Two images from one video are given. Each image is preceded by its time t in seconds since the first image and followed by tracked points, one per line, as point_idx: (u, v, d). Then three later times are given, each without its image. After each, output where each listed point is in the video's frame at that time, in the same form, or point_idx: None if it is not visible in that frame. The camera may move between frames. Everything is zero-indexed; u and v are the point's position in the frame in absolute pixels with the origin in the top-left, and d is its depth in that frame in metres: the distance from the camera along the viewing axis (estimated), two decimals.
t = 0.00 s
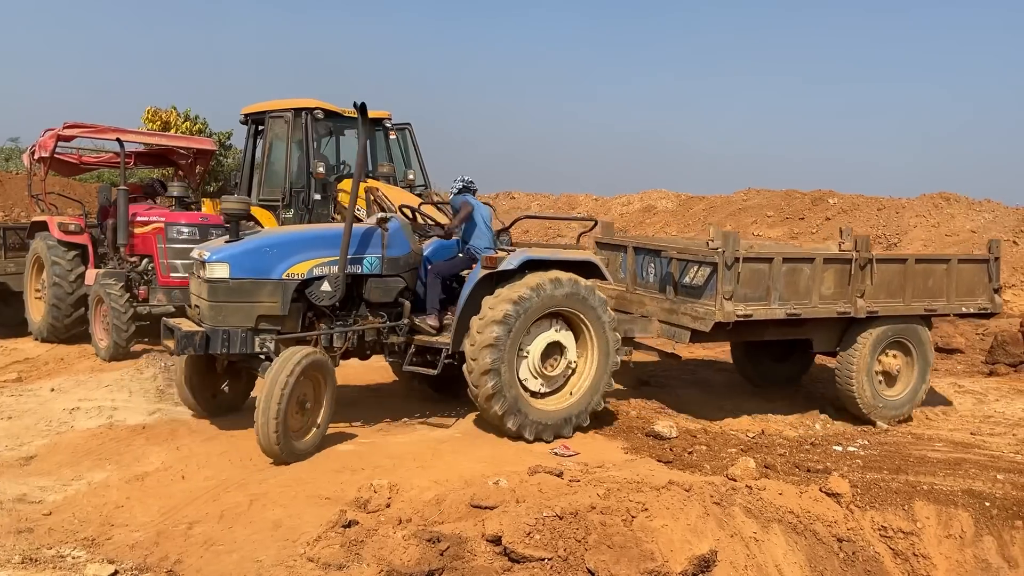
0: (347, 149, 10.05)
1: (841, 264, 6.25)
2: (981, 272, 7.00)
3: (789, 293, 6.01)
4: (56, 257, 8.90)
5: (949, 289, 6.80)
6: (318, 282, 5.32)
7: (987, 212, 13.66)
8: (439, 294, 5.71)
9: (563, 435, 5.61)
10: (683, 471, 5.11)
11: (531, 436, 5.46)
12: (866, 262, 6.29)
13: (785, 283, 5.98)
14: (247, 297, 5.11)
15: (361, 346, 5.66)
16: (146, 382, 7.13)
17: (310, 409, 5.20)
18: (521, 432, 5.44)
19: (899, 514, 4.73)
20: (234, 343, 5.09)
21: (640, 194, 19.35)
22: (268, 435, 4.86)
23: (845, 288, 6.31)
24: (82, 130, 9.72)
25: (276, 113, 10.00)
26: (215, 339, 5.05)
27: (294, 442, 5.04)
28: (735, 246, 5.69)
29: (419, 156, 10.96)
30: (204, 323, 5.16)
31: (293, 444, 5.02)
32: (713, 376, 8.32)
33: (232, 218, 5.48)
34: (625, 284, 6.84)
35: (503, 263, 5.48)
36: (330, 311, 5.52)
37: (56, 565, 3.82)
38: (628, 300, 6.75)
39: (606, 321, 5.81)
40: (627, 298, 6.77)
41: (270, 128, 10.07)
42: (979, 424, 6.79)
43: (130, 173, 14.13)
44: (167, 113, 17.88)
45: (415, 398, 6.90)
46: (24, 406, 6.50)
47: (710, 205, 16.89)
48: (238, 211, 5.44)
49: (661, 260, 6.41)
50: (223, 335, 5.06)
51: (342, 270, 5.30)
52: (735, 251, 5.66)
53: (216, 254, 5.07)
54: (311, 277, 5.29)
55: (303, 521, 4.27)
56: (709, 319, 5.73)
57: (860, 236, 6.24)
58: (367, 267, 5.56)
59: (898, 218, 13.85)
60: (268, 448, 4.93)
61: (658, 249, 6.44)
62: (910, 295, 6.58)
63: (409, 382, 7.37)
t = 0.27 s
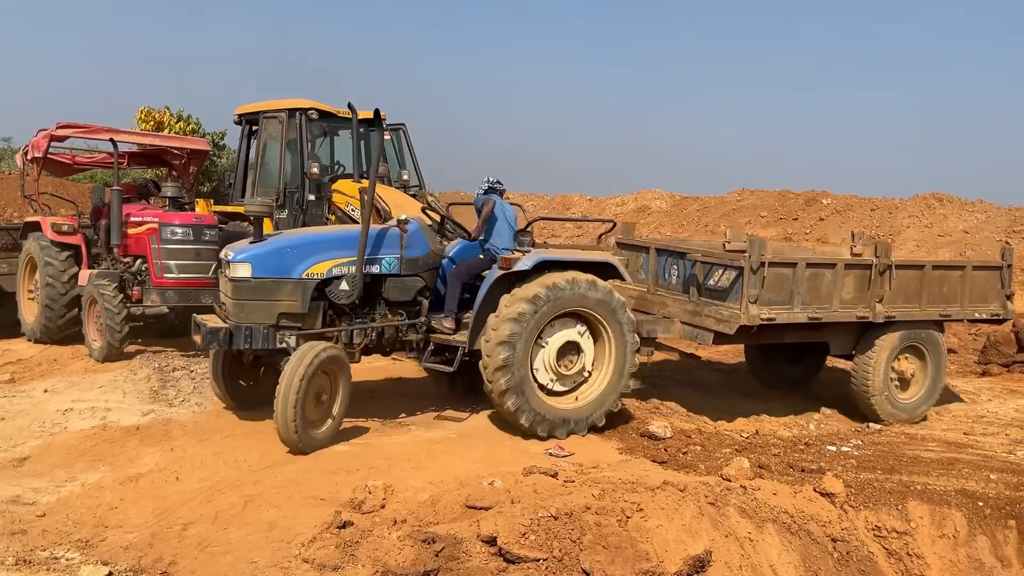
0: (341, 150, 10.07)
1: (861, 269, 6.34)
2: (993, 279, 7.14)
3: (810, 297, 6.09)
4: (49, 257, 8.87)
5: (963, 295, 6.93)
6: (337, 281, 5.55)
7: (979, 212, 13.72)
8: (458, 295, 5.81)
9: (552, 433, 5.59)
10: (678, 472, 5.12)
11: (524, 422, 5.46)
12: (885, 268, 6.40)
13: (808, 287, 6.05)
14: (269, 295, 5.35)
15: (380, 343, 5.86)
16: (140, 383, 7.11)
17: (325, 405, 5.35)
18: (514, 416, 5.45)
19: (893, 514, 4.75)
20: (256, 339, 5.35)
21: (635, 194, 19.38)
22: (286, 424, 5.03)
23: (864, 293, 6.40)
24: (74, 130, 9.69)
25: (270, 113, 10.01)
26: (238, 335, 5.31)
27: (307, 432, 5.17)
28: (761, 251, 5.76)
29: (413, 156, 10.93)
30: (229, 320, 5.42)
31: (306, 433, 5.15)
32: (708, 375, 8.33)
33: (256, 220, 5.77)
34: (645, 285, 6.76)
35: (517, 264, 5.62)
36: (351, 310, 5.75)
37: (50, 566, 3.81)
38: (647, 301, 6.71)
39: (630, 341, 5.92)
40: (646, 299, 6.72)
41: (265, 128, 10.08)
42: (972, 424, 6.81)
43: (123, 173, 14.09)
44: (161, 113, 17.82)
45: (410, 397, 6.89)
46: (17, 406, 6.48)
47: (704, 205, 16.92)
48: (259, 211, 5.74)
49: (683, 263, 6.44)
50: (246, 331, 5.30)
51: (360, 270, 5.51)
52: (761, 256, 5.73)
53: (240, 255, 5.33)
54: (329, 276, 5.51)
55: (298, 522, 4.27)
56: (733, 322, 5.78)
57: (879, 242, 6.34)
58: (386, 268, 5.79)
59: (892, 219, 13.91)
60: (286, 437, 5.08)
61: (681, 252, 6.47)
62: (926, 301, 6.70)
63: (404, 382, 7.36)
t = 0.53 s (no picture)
0: (336, 150, 10.01)
1: (879, 272, 6.45)
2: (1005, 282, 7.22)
3: (830, 299, 6.21)
4: (42, 258, 8.85)
5: (976, 298, 7.01)
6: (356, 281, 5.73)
7: (973, 212, 13.76)
8: (479, 294, 5.94)
9: (545, 419, 5.56)
10: (673, 472, 5.12)
11: (524, 400, 5.47)
12: (902, 271, 6.51)
13: (828, 290, 6.18)
14: (291, 294, 5.56)
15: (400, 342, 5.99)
16: (134, 383, 7.10)
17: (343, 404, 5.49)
18: (515, 389, 5.47)
19: (887, 514, 4.76)
20: (279, 335, 5.55)
21: (629, 194, 19.40)
22: (303, 419, 5.19)
23: (882, 295, 6.51)
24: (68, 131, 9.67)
25: (264, 114, 10.01)
26: (262, 332, 5.53)
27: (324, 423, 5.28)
28: (783, 254, 5.87)
29: (407, 157, 10.93)
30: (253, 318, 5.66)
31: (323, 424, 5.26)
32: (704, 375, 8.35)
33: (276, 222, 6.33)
34: (666, 286, 7.02)
35: (533, 263, 5.68)
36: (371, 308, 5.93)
37: (44, 568, 3.81)
38: (668, 301, 6.93)
39: (650, 360, 5.96)
40: (666, 299, 6.95)
41: (260, 129, 10.10)
42: (965, 423, 6.83)
43: (117, 173, 14.06)
44: (155, 113, 17.78)
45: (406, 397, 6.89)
46: (10, 408, 6.46)
47: (699, 205, 16.94)
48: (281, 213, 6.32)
49: (704, 264, 6.61)
50: (268, 328, 5.52)
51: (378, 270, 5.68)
52: (783, 258, 5.85)
53: (263, 256, 5.55)
54: (348, 276, 5.70)
55: (293, 523, 4.27)
56: (756, 323, 5.90)
57: (897, 245, 6.45)
58: (404, 268, 5.95)
59: (886, 219, 13.95)
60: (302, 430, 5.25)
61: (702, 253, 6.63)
62: (941, 303, 6.78)
63: (400, 383, 7.36)
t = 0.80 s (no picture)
0: (331, 151, 10.05)
1: (891, 272, 6.63)
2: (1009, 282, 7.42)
3: (845, 299, 6.39)
4: (35, 259, 8.83)
5: (981, 297, 7.19)
6: (374, 281, 5.90)
7: (965, 213, 13.81)
8: (497, 294, 6.03)
9: (542, 404, 5.56)
10: (667, 472, 5.12)
11: (528, 378, 5.52)
12: (913, 271, 6.70)
13: (843, 290, 6.36)
14: (311, 293, 5.76)
15: (419, 341, 6.11)
16: (127, 384, 7.08)
17: (355, 406, 5.61)
18: (523, 365, 5.54)
19: (880, 513, 4.77)
20: (299, 332, 5.75)
21: (623, 195, 19.42)
22: (316, 405, 5.29)
23: (894, 295, 6.69)
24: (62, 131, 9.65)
25: (259, 115, 10.01)
26: (283, 328, 5.74)
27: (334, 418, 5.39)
28: (802, 254, 6.05)
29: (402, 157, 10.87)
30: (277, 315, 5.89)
31: (333, 418, 5.38)
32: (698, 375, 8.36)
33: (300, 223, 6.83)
34: (681, 288, 7.11)
35: (546, 266, 5.70)
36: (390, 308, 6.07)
37: (36, 569, 3.80)
38: (683, 303, 6.99)
39: (660, 379, 5.97)
40: (682, 301, 7.01)
41: (253, 129, 10.08)
42: (957, 423, 6.85)
43: (110, 174, 14.02)
44: (148, 113, 17.74)
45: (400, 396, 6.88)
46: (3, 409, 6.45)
47: (693, 206, 16.96)
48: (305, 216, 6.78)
49: (722, 265, 6.72)
50: (289, 325, 5.73)
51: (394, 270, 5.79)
52: (801, 258, 6.02)
53: (286, 256, 5.81)
54: (367, 275, 5.86)
55: (286, 524, 4.26)
56: (776, 322, 6.04)
57: (909, 246, 6.62)
58: (421, 268, 6.05)
59: (879, 219, 13.99)
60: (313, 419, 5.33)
61: (719, 255, 6.75)
62: (949, 303, 6.95)
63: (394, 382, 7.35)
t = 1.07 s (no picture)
0: (324, 151, 10.03)
1: (898, 272, 6.71)
2: (1007, 282, 7.55)
3: (854, 299, 6.46)
4: (26, 259, 8.79)
5: (983, 297, 7.29)
6: (385, 280, 6.00)
7: (956, 213, 13.86)
8: (509, 295, 6.10)
9: (541, 388, 5.58)
10: (658, 472, 5.12)
11: (534, 357, 5.57)
12: (918, 270, 6.80)
13: (853, 290, 6.44)
14: (325, 291, 5.86)
15: (431, 339, 6.20)
16: (118, 385, 7.06)
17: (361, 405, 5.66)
18: (531, 344, 5.59)
19: (870, 512, 4.79)
20: (314, 330, 5.80)
21: (616, 195, 19.43)
22: (325, 393, 5.35)
23: (901, 295, 6.77)
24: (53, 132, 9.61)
25: (250, 115, 9.98)
26: (298, 326, 5.79)
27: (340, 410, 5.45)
28: (814, 254, 6.12)
29: (394, 157, 10.86)
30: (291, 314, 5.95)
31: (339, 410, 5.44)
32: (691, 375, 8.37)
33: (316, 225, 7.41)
34: (690, 289, 7.14)
35: (554, 264, 5.74)
36: (402, 306, 6.18)
37: (26, 571, 3.79)
38: (693, 304, 7.03)
39: (663, 391, 5.95)
40: (691, 302, 7.06)
41: (245, 130, 10.06)
42: (948, 423, 6.88)
43: (101, 174, 13.97)
44: (140, 113, 17.69)
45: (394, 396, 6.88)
46: None
47: (685, 207, 16.98)
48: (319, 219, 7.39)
49: (731, 265, 6.76)
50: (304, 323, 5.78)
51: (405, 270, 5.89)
52: (814, 258, 6.10)
53: (299, 255, 5.91)
54: (379, 275, 5.97)
55: (278, 524, 4.26)
56: (789, 321, 6.10)
57: (916, 246, 6.71)
58: (432, 268, 6.16)
59: (870, 220, 14.03)
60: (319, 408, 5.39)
61: (729, 255, 6.79)
62: (952, 302, 7.05)
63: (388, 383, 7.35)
